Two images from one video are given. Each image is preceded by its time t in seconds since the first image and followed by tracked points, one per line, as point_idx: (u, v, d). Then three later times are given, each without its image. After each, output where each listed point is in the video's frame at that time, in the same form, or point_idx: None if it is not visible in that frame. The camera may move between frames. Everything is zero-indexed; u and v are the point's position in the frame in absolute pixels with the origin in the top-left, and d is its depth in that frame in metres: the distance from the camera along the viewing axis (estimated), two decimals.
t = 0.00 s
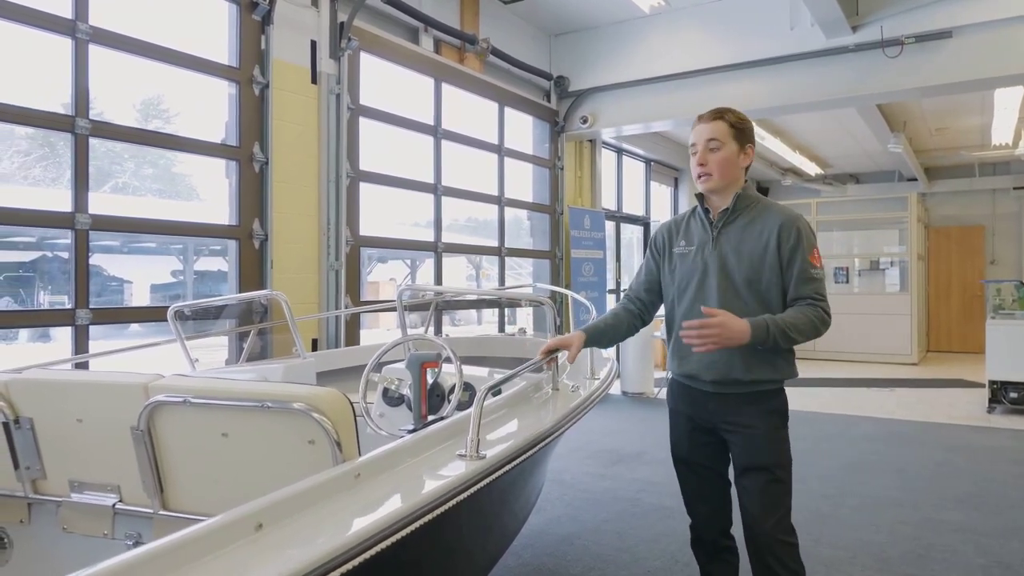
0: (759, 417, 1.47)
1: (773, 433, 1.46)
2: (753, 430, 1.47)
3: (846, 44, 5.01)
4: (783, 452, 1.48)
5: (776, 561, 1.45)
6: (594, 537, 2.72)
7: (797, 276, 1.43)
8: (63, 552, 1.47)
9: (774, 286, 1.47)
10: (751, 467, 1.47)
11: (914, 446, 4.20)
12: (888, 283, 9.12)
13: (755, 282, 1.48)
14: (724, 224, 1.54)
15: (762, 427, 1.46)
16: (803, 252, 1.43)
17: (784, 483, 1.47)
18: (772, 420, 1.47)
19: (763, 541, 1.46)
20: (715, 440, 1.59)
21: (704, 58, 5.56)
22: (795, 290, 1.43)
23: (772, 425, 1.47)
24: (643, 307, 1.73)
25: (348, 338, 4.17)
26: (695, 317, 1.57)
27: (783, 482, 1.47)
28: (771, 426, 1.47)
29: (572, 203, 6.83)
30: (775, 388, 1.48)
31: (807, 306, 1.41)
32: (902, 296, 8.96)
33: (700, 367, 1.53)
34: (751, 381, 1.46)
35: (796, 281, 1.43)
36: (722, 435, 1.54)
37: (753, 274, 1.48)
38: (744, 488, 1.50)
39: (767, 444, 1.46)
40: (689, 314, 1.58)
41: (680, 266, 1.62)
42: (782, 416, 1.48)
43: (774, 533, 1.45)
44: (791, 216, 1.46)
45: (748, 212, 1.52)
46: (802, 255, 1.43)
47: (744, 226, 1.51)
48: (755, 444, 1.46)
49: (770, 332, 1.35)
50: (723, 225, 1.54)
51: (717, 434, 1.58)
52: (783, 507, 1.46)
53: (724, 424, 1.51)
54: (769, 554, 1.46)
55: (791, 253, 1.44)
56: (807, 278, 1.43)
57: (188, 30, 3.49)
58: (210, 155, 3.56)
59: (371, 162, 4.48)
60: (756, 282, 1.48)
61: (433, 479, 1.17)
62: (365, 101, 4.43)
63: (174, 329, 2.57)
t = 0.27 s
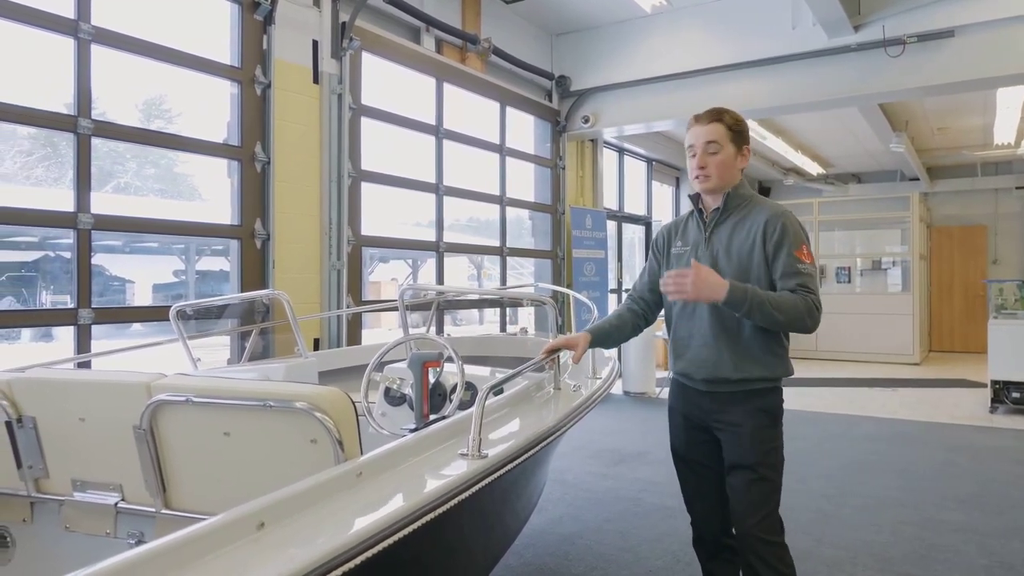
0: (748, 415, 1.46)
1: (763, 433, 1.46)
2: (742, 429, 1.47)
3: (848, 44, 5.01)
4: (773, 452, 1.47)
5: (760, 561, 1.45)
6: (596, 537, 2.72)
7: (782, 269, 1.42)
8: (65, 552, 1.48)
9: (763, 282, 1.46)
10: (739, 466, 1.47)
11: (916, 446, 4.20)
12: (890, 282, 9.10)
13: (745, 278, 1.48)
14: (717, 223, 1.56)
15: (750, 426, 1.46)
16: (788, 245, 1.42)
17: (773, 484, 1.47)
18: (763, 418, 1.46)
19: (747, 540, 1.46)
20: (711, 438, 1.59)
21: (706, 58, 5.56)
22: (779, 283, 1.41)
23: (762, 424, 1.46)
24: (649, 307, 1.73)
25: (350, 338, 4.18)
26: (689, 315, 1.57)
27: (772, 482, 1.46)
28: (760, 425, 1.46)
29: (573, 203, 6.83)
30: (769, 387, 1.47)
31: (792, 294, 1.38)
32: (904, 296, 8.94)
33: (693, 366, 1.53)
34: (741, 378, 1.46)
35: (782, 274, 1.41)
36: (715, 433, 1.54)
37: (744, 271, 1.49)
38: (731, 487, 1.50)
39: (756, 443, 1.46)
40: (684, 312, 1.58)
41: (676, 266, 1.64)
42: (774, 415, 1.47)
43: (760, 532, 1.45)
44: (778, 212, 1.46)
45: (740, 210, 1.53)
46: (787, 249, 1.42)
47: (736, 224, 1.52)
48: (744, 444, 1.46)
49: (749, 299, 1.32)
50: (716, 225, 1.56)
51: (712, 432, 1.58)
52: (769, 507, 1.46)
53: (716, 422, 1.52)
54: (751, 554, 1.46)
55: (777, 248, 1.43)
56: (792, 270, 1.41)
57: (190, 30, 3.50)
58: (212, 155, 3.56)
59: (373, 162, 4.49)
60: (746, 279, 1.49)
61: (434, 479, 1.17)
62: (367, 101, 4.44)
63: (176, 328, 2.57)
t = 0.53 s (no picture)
0: (747, 414, 1.46)
1: (762, 432, 1.46)
2: (742, 428, 1.47)
3: (849, 44, 5.00)
4: (772, 451, 1.47)
5: (762, 561, 1.45)
6: (597, 536, 2.72)
7: (776, 265, 1.42)
8: (67, 551, 1.48)
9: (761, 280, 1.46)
10: (739, 466, 1.47)
11: (917, 446, 4.19)
12: (891, 282, 9.09)
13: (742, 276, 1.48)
14: (714, 223, 1.56)
15: (750, 425, 1.46)
16: (783, 243, 1.42)
17: (772, 483, 1.47)
18: (762, 418, 1.46)
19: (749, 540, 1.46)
20: (709, 439, 1.59)
21: (707, 58, 5.56)
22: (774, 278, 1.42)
23: (761, 423, 1.46)
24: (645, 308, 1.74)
25: (351, 337, 4.18)
26: (686, 314, 1.56)
27: (772, 481, 1.46)
28: (760, 424, 1.46)
29: (574, 202, 6.83)
30: (768, 386, 1.47)
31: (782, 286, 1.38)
32: (906, 296, 8.93)
33: (691, 364, 1.53)
34: (740, 377, 1.46)
35: (776, 271, 1.42)
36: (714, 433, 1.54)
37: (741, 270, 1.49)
38: (732, 487, 1.50)
39: (756, 443, 1.46)
40: (682, 312, 1.58)
41: (672, 265, 1.62)
42: (773, 414, 1.47)
43: (762, 531, 1.45)
44: (775, 211, 1.47)
45: (737, 210, 1.53)
46: (783, 246, 1.42)
47: (733, 224, 1.52)
48: (744, 443, 1.46)
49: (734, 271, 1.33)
50: (713, 224, 1.56)
51: (711, 432, 1.58)
52: (770, 507, 1.46)
53: (715, 422, 1.51)
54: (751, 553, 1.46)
55: (773, 245, 1.44)
56: (786, 266, 1.41)
57: (192, 30, 3.50)
58: (213, 154, 3.57)
59: (374, 162, 4.48)
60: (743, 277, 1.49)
61: (435, 479, 1.17)
62: (368, 101, 4.43)
63: (178, 328, 2.58)
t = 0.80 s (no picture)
0: (757, 414, 1.47)
1: (775, 431, 1.48)
2: (756, 429, 1.47)
3: (851, 43, 5.00)
4: (785, 449, 1.48)
5: (788, 558, 1.45)
6: (598, 535, 2.72)
7: (781, 263, 1.42)
8: (70, 549, 1.48)
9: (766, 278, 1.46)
10: (756, 466, 1.47)
11: (920, 445, 4.19)
12: (893, 282, 9.08)
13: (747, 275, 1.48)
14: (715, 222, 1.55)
15: (764, 424, 1.47)
16: (788, 241, 1.43)
17: (789, 480, 1.48)
18: (773, 417, 1.48)
19: (775, 539, 1.45)
20: (712, 440, 1.59)
21: (708, 57, 5.55)
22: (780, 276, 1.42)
23: (773, 422, 1.47)
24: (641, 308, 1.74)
25: (352, 336, 4.18)
26: (689, 314, 1.56)
27: (788, 478, 1.48)
28: (773, 422, 1.47)
29: (576, 202, 6.83)
30: (771, 385, 1.49)
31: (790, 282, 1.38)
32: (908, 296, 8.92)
33: (696, 364, 1.53)
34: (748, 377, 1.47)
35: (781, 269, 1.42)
36: (721, 434, 1.54)
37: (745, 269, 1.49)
38: (749, 488, 1.49)
39: (771, 441, 1.46)
40: (683, 311, 1.57)
41: (671, 263, 1.61)
42: (781, 413, 1.49)
43: (786, 528, 1.45)
44: (778, 210, 1.47)
45: (739, 209, 1.54)
46: (787, 244, 1.43)
47: (736, 223, 1.52)
48: (758, 443, 1.46)
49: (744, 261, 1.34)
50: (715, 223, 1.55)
51: (715, 434, 1.58)
52: (790, 503, 1.47)
53: (721, 422, 1.52)
54: (782, 551, 1.45)
55: (777, 244, 1.44)
56: (791, 263, 1.41)
57: (193, 30, 3.50)
58: (214, 154, 3.57)
59: (376, 162, 4.48)
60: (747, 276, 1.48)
61: (437, 477, 1.17)
62: (369, 100, 4.43)
63: (181, 327, 2.58)
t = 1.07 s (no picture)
0: (762, 413, 1.48)
1: (781, 430, 1.48)
2: (762, 427, 1.47)
3: (852, 42, 4.99)
4: (791, 447, 1.49)
5: (795, 556, 1.45)
6: (600, 535, 2.72)
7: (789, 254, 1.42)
8: (72, 547, 1.49)
9: (772, 274, 1.46)
10: (762, 464, 1.47)
11: (922, 445, 4.18)
12: (895, 282, 9.07)
13: (754, 271, 1.48)
14: (718, 220, 1.55)
15: (770, 423, 1.47)
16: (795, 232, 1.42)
17: (795, 478, 1.48)
18: (778, 415, 1.48)
19: (782, 537, 1.45)
20: (717, 439, 1.59)
21: (709, 56, 5.55)
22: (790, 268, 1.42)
23: (778, 420, 1.48)
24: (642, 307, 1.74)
25: (354, 336, 4.18)
26: (694, 312, 1.56)
27: (793, 476, 1.48)
28: (778, 421, 1.48)
29: (577, 201, 6.82)
30: (776, 384, 1.50)
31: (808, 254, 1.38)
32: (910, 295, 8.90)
33: (702, 363, 1.53)
34: (756, 373, 1.47)
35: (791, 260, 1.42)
36: (727, 433, 1.54)
37: (751, 265, 1.48)
38: (755, 487, 1.49)
39: (777, 440, 1.47)
40: (688, 310, 1.57)
41: (674, 263, 1.61)
42: (785, 411, 1.50)
43: (794, 527, 1.45)
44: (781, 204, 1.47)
45: (741, 206, 1.54)
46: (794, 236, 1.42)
47: (739, 221, 1.52)
48: (764, 441, 1.47)
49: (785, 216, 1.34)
50: (717, 221, 1.55)
51: (719, 433, 1.58)
52: (796, 501, 1.47)
53: (727, 421, 1.52)
54: (791, 551, 1.45)
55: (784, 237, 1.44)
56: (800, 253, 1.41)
57: (195, 30, 3.51)
58: (215, 153, 3.57)
59: (377, 161, 4.48)
60: (754, 272, 1.48)
61: (438, 475, 1.17)
62: (370, 100, 4.43)
63: (182, 326, 2.58)
